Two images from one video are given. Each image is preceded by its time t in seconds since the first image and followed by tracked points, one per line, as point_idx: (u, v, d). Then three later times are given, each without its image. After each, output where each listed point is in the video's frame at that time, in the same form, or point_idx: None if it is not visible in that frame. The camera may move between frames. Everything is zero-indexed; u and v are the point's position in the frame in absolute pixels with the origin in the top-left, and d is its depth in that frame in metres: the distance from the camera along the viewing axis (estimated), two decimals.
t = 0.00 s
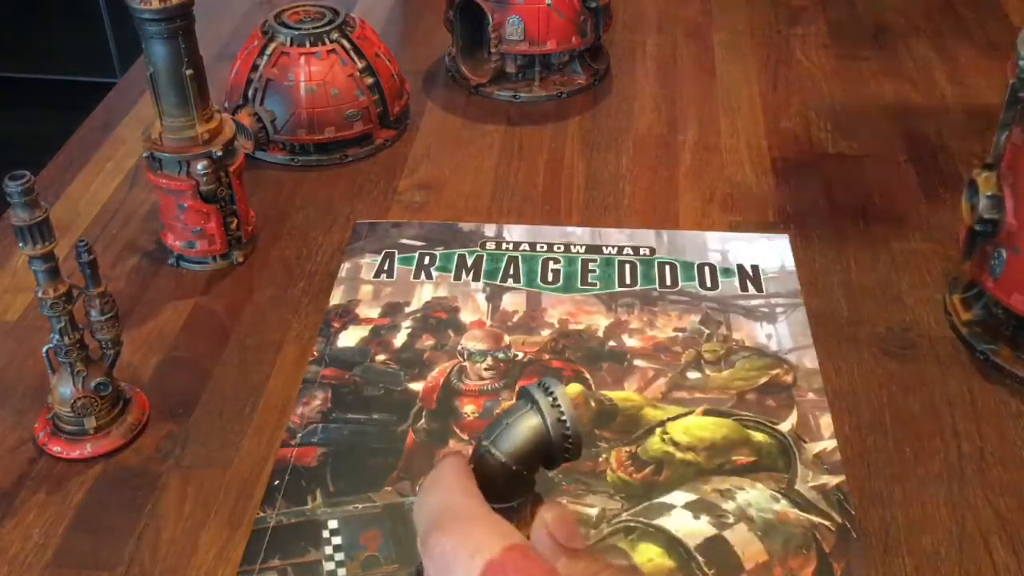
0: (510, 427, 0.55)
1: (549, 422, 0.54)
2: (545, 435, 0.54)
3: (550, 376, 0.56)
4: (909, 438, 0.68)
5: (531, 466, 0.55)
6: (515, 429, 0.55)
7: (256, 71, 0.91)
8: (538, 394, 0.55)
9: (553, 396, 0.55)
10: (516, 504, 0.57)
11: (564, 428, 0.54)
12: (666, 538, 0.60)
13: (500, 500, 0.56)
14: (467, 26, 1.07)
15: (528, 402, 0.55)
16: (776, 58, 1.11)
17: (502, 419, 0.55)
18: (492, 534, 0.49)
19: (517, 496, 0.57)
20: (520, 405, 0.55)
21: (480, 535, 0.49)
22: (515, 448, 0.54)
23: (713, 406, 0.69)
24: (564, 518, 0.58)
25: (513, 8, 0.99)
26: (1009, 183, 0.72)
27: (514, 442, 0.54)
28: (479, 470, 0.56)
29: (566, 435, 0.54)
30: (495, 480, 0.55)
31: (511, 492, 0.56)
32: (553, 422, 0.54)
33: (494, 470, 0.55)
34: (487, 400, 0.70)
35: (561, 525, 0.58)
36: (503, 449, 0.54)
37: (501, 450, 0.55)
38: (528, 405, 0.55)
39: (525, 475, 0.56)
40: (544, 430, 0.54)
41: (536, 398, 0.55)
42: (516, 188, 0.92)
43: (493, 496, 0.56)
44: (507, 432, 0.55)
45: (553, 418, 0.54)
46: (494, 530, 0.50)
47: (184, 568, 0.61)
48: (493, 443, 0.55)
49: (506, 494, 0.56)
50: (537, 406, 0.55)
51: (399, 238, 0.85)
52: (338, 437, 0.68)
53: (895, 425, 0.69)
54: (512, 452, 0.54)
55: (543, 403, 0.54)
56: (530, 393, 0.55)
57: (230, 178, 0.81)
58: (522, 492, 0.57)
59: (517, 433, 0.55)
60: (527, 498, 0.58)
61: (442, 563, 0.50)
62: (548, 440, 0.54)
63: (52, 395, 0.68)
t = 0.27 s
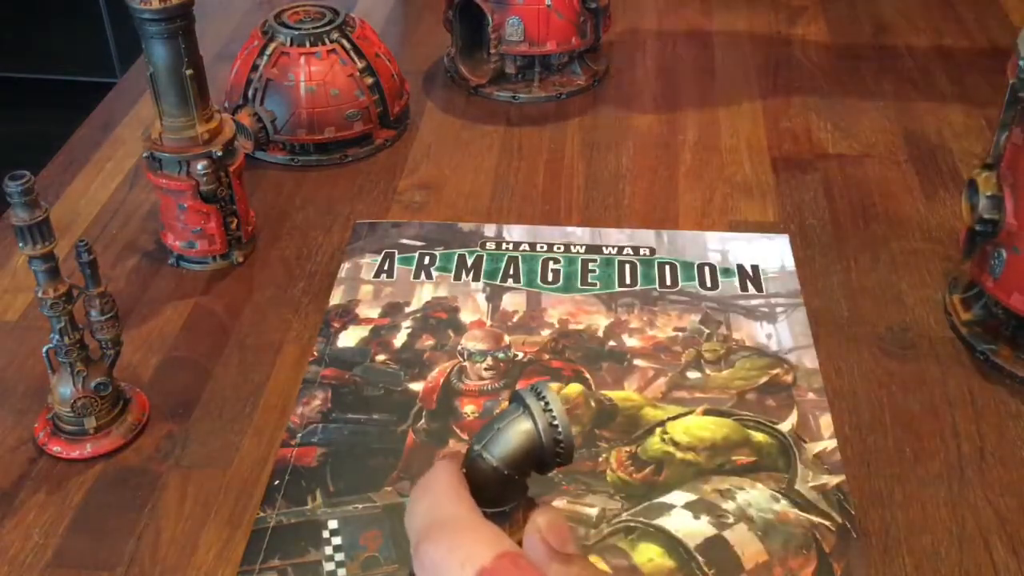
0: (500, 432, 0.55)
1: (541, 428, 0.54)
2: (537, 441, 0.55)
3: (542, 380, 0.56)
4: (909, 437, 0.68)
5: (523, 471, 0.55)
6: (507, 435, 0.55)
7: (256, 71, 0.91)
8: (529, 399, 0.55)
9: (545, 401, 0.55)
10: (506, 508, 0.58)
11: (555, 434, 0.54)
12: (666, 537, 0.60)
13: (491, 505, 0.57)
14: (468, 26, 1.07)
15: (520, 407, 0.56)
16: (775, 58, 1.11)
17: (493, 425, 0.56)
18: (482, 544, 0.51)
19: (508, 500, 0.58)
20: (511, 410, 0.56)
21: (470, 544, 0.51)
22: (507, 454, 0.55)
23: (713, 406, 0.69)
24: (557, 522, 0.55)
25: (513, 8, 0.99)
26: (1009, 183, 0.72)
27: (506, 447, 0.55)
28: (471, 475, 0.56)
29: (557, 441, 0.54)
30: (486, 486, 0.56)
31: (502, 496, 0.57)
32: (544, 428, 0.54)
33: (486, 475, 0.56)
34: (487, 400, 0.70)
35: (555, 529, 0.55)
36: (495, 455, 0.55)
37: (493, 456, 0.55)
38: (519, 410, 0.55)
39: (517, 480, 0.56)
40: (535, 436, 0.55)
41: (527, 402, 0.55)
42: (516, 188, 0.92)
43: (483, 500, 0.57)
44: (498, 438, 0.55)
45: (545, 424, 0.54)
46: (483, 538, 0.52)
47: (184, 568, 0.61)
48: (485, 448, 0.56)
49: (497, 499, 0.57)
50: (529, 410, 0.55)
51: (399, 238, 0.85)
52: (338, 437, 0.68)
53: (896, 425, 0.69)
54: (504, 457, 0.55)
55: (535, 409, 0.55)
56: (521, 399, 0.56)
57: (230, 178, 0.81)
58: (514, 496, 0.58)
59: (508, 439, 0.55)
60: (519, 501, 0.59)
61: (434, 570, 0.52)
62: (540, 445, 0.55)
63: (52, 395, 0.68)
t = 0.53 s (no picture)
0: (491, 430, 0.55)
1: (533, 426, 0.53)
2: (528, 439, 0.54)
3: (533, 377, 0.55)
4: (909, 438, 0.68)
5: (515, 469, 0.55)
6: (498, 433, 0.54)
7: (256, 71, 0.91)
8: (521, 397, 0.54)
9: (537, 397, 0.54)
10: (497, 509, 0.57)
11: (547, 431, 0.53)
12: (666, 538, 0.60)
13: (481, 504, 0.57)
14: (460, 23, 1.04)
15: (511, 404, 0.55)
16: (775, 58, 1.11)
17: (484, 424, 0.55)
18: (472, 544, 0.51)
19: (500, 499, 0.57)
20: (501, 409, 0.55)
21: (461, 546, 0.52)
22: (499, 453, 0.54)
23: (713, 406, 0.69)
24: (549, 520, 0.54)
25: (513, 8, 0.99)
26: (1009, 182, 0.72)
27: (497, 446, 0.54)
28: (462, 474, 0.56)
29: (550, 439, 0.53)
30: (477, 483, 0.56)
31: (495, 494, 0.57)
32: (536, 426, 0.53)
33: (477, 474, 0.56)
34: (487, 400, 0.70)
35: (547, 527, 0.54)
36: (487, 453, 0.54)
37: (485, 455, 0.55)
38: (509, 410, 0.54)
39: (509, 479, 0.55)
40: (527, 434, 0.53)
41: (518, 400, 0.54)
42: (515, 188, 0.92)
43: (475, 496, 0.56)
44: (489, 437, 0.54)
45: (536, 421, 0.53)
46: (473, 538, 0.52)
47: (184, 568, 0.61)
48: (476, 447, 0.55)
49: (489, 498, 0.57)
50: (519, 407, 0.54)
51: (399, 239, 0.85)
52: (338, 437, 0.68)
53: (896, 425, 0.69)
54: (496, 456, 0.54)
55: (526, 406, 0.54)
56: (512, 397, 0.55)
57: (230, 178, 0.81)
58: (505, 494, 0.57)
59: (499, 438, 0.54)
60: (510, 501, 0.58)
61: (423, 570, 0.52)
62: (532, 444, 0.54)
63: (52, 395, 0.68)
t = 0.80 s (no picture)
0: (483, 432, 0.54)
1: (524, 432, 0.51)
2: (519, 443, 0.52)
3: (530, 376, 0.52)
4: (909, 438, 0.68)
5: (507, 471, 0.55)
6: (489, 436, 0.54)
7: (255, 71, 0.91)
8: (514, 398, 0.51)
9: (531, 400, 0.51)
10: (492, 509, 0.61)
11: (540, 438, 0.51)
12: (665, 538, 0.59)
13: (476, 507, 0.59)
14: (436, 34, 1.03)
15: (505, 406, 0.52)
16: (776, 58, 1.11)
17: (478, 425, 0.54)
18: (474, 546, 0.53)
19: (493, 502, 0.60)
20: (494, 410, 0.53)
21: (459, 548, 0.53)
22: (490, 455, 0.54)
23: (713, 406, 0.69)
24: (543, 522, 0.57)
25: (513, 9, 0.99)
26: (1009, 183, 0.72)
27: (489, 450, 0.54)
28: (456, 475, 0.57)
29: (542, 446, 0.51)
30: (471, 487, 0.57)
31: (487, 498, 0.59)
32: (529, 433, 0.51)
33: (472, 475, 0.56)
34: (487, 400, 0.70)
35: (541, 527, 0.57)
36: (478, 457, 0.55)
37: (478, 456, 0.55)
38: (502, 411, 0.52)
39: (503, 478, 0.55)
40: (518, 438, 0.52)
41: (511, 403, 0.51)
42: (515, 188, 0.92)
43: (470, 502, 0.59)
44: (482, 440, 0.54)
45: (529, 426, 0.51)
46: (474, 541, 0.53)
47: (184, 568, 0.61)
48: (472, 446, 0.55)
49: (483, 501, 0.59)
50: (512, 411, 0.52)
51: (399, 239, 0.85)
52: (338, 437, 0.68)
53: (896, 425, 0.69)
54: (488, 459, 0.54)
55: (519, 409, 0.51)
56: (506, 397, 0.52)
57: (230, 178, 0.81)
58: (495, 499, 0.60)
59: (491, 441, 0.54)
60: (504, 502, 0.62)
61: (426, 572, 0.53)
62: (523, 449, 0.52)
63: (52, 395, 0.68)
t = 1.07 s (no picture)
0: (479, 438, 0.59)
1: (519, 432, 0.59)
2: (514, 444, 0.59)
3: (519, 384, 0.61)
4: (909, 438, 0.68)
5: (500, 476, 0.59)
6: (485, 444, 0.58)
7: (255, 71, 0.91)
8: (507, 401, 0.60)
9: (524, 403, 0.59)
10: (487, 515, 0.62)
11: (534, 438, 0.58)
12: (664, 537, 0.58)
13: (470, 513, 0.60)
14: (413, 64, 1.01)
15: (498, 410, 0.60)
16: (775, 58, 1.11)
17: (472, 432, 0.59)
18: (470, 554, 0.53)
19: (488, 507, 0.61)
20: (492, 416, 0.59)
21: (453, 553, 0.53)
22: (486, 459, 0.58)
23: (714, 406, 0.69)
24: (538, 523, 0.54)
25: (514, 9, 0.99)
26: (1009, 183, 0.71)
27: (485, 454, 0.58)
28: (449, 484, 0.59)
29: (536, 443, 0.59)
30: (465, 490, 0.59)
31: (479, 500, 0.60)
32: (523, 435, 0.59)
33: (465, 482, 0.59)
34: (486, 400, 0.70)
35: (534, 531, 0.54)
36: (473, 460, 0.58)
37: (473, 462, 0.58)
38: (498, 417, 0.59)
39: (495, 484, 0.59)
40: (513, 440, 0.59)
41: (505, 406, 0.59)
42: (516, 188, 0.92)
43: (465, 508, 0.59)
44: (477, 448, 0.58)
45: (524, 427, 0.59)
46: (469, 548, 0.53)
47: (184, 568, 0.61)
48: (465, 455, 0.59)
49: (476, 505, 0.60)
50: (505, 415, 0.59)
51: (399, 239, 0.85)
52: (338, 438, 0.68)
53: (896, 425, 0.69)
54: (484, 464, 0.58)
55: (514, 414, 0.59)
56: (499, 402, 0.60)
57: (230, 178, 0.81)
58: (488, 502, 0.60)
59: (488, 446, 0.58)
60: (499, 507, 0.62)
61: None
62: (517, 449, 0.59)
63: (52, 395, 0.68)
